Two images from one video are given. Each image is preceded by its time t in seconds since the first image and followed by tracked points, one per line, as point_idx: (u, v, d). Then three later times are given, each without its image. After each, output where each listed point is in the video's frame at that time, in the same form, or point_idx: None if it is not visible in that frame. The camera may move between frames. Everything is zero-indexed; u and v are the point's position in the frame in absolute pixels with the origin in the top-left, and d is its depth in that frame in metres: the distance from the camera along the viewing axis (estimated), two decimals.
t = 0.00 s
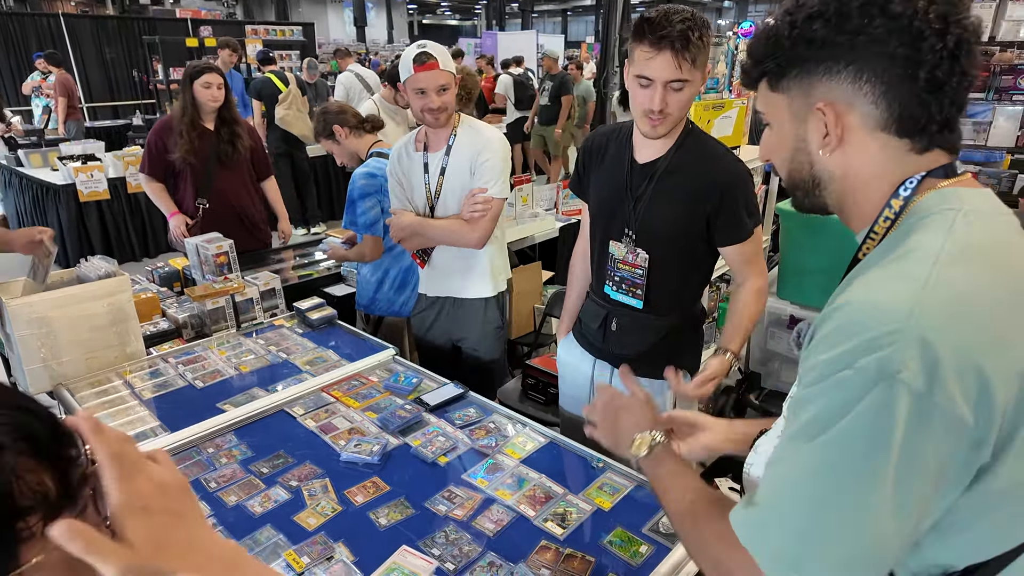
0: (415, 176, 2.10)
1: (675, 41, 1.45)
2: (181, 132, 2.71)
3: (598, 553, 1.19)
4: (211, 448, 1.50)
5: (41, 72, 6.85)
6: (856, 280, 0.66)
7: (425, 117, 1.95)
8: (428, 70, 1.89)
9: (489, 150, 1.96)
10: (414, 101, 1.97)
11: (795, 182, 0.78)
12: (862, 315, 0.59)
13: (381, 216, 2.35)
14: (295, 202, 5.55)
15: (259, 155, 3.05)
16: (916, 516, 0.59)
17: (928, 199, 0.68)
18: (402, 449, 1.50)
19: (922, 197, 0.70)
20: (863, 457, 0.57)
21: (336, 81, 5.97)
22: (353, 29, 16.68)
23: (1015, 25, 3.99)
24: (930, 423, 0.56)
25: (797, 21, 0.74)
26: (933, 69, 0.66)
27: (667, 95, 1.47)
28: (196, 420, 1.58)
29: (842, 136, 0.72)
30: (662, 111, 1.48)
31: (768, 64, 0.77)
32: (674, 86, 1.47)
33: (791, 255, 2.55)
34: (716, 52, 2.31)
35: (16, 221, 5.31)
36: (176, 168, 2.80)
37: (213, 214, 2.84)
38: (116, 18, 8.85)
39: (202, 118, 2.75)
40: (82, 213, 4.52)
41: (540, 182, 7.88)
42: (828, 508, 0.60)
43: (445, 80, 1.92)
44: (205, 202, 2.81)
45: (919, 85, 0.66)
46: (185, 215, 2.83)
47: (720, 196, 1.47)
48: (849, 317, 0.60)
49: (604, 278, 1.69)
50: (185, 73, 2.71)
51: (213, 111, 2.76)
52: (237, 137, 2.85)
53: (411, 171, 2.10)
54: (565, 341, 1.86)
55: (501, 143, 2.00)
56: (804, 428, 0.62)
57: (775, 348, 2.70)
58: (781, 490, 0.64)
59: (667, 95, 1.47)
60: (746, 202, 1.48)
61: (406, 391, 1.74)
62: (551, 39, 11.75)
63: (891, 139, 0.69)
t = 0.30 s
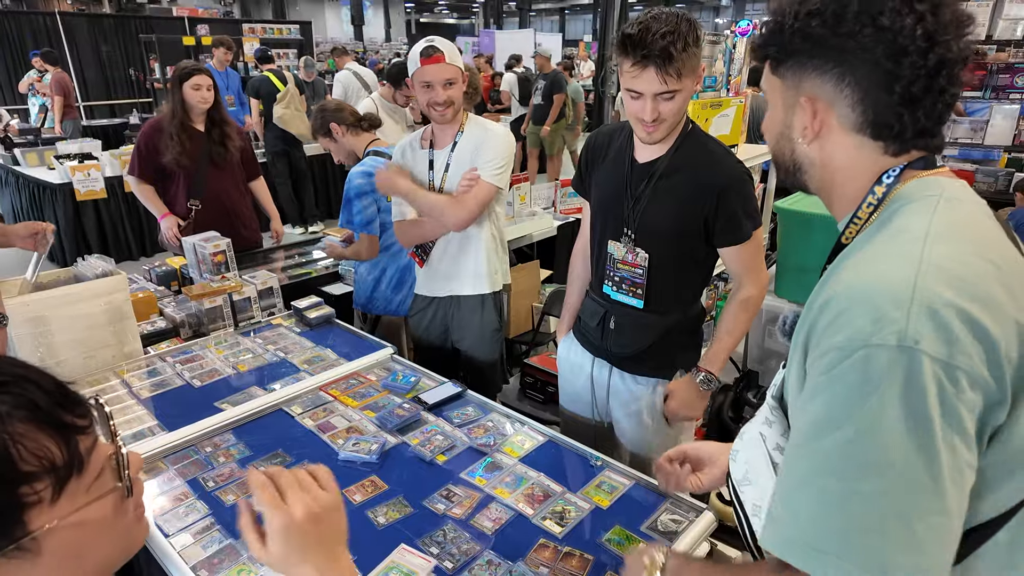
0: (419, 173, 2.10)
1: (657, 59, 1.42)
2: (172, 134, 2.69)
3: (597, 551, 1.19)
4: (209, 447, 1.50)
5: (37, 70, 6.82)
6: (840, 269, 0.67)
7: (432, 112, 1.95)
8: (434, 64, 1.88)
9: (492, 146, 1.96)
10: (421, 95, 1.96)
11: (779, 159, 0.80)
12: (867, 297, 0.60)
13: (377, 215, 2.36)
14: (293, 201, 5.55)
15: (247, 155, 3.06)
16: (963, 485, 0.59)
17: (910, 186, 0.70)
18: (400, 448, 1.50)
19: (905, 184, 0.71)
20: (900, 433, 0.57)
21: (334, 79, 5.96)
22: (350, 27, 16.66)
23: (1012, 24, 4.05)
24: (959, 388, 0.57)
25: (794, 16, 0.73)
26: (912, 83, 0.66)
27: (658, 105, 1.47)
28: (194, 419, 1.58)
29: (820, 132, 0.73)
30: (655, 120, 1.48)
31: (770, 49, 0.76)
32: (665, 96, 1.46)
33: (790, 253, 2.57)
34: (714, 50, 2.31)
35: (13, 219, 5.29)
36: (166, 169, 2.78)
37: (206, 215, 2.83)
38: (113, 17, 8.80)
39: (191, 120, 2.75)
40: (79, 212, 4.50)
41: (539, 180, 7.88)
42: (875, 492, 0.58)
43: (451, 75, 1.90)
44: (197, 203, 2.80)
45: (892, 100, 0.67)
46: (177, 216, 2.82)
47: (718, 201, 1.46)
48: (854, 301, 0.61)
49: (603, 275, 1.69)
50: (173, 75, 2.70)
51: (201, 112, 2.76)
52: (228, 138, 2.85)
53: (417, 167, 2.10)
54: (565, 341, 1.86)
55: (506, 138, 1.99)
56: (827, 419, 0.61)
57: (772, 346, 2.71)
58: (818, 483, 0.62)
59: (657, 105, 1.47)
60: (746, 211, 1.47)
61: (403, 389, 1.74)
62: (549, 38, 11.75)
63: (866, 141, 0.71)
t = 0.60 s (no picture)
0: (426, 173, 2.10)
1: (646, 66, 1.42)
2: (169, 133, 2.69)
3: (596, 549, 1.20)
4: (208, 446, 1.50)
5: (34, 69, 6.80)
6: (836, 272, 0.67)
7: (445, 112, 1.95)
8: (449, 64, 1.87)
9: (503, 149, 1.95)
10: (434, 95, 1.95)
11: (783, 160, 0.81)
12: (871, 301, 0.60)
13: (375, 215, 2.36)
14: (292, 200, 5.55)
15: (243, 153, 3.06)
16: (990, 474, 0.59)
17: (909, 184, 0.70)
18: (399, 447, 1.50)
19: (903, 182, 0.71)
20: (924, 432, 0.57)
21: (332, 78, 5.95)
22: (348, 26, 16.63)
23: (1010, 22, 4.04)
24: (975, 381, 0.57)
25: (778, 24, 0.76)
26: (901, 74, 0.66)
27: (652, 110, 1.47)
28: (192, 418, 1.58)
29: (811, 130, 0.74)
30: (650, 123, 1.49)
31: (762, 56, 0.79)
32: (657, 100, 1.46)
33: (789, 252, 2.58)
34: (713, 49, 2.31)
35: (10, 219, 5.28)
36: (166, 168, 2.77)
37: (206, 213, 2.84)
38: (109, 15, 8.76)
39: (188, 119, 2.75)
40: (77, 211, 4.50)
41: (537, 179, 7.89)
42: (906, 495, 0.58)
43: (466, 75, 1.90)
44: (196, 201, 2.81)
45: (880, 91, 0.67)
46: (177, 215, 2.82)
47: (716, 198, 1.47)
48: (858, 305, 0.61)
49: (602, 274, 1.70)
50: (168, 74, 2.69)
51: (198, 111, 2.76)
52: (225, 136, 2.85)
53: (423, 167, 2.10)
54: (564, 339, 1.86)
55: (516, 142, 1.99)
56: (845, 427, 0.61)
57: (770, 344, 2.72)
58: (844, 491, 0.62)
59: (651, 109, 1.47)
60: (746, 207, 1.47)
61: (402, 389, 1.74)
62: (548, 37, 11.76)
63: (858, 135, 0.71)
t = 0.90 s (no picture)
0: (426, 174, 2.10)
1: (640, 65, 1.42)
2: (175, 135, 2.67)
3: (596, 548, 1.20)
4: (207, 446, 1.50)
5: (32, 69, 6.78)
6: (843, 263, 0.69)
7: (446, 114, 1.95)
8: (449, 66, 1.87)
9: (502, 149, 1.95)
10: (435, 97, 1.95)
11: (774, 180, 0.78)
12: (885, 285, 0.61)
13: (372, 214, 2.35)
14: (290, 199, 5.54)
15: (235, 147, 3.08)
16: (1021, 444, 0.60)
17: (902, 179, 0.71)
18: (398, 446, 1.50)
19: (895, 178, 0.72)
20: (954, 405, 0.58)
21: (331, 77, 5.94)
22: (346, 24, 16.62)
23: (1008, 22, 4.00)
24: (998, 353, 0.58)
25: (765, 33, 0.76)
26: (897, 65, 0.69)
27: (647, 109, 1.47)
28: (192, 418, 1.58)
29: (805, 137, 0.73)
30: (646, 124, 1.49)
31: (739, 75, 0.78)
32: (652, 100, 1.46)
33: (787, 250, 2.58)
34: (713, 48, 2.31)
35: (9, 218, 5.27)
36: (175, 168, 2.74)
37: (217, 211, 2.86)
38: (107, 14, 8.72)
39: (189, 118, 2.73)
40: (75, 211, 4.49)
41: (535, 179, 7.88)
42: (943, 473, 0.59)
43: (467, 75, 1.89)
44: (208, 200, 2.82)
45: (883, 77, 0.69)
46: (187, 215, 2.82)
47: (712, 192, 1.46)
48: (873, 288, 0.62)
49: (603, 273, 1.70)
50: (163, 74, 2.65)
51: (199, 111, 2.75)
52: (226, 133, 2.87)
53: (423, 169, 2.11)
54: (565, 339, 1.86)
55: (515, 140, 1.98)
56: (874, 410, 0.61)
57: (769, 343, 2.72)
58: (878, 475, 0.61)
59: (646, 108, 1.47)
60: (743, 199, 1.47)
61: (402, 388, 1.74)
62: (546, 36, 11.76)
63: (860, 129, 0.71)
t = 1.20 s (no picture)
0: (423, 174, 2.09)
1: (636, 61, 1.42)
2: (188, 131, 2.68)
3: (596, 549, 1.19)
4: (205, 446, 1.49)
5: (28, 67, 6.75)
6: (858, 255, 0.68)
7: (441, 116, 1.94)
8: (442, 70, 1.85)
9: (498, 149, 1.94)
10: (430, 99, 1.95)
11: (796, 165, 0.74)
12: (907, 273, 0.61)
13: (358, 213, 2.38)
14: (288, 197, 5.51)
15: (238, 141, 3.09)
16: None
17: (901, 174, 0.71)
18: (397, 447, 1.49)
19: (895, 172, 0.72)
20: (985, 388, 0.57)
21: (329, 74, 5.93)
22: (344, 22, 16.55)
23: (1009, 20, 4.05)
24: None
25: (760, 27, 0.74)
26: (898, 62, 0.73)
27: (644, 105, 1.46)
28: (190, 418, 1.57)
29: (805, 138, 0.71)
30: (642, 120, 1.48)
31: (772, 50, 0.72)
32: (649, 97, 1.45)
33: (787, 249, 2.58)
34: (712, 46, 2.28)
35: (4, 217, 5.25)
36: (188, 163, 2.73)
37: (229, 205, 2.89)
38: (103, 12, 8.67)
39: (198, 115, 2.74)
40: (71, 209, 4.47)
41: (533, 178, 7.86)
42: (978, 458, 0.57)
43: (460, 79, 1.88)
44: (221, 195, 2.84)
45: (890, 72, 0.72)
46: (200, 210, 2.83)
47: (711, 185, 1.45)
48: (894, 277, 0.61)
49: (602, 273, 1.69)
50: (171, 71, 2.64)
51: (206, 108, 2.76)
52: (233, 127, 2.88)
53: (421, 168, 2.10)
54: (566, 338, 1.85)
55: (512, 138, 1.97)
56: (904, 399, 0.59)
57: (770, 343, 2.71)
58: (909, 465, 0.60)
59: (643, 105, 1.46)
60: (742, 193, 1.46)
61: (401, 388, 1.73)
62: (544, 34, 11.74)
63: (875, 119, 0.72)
